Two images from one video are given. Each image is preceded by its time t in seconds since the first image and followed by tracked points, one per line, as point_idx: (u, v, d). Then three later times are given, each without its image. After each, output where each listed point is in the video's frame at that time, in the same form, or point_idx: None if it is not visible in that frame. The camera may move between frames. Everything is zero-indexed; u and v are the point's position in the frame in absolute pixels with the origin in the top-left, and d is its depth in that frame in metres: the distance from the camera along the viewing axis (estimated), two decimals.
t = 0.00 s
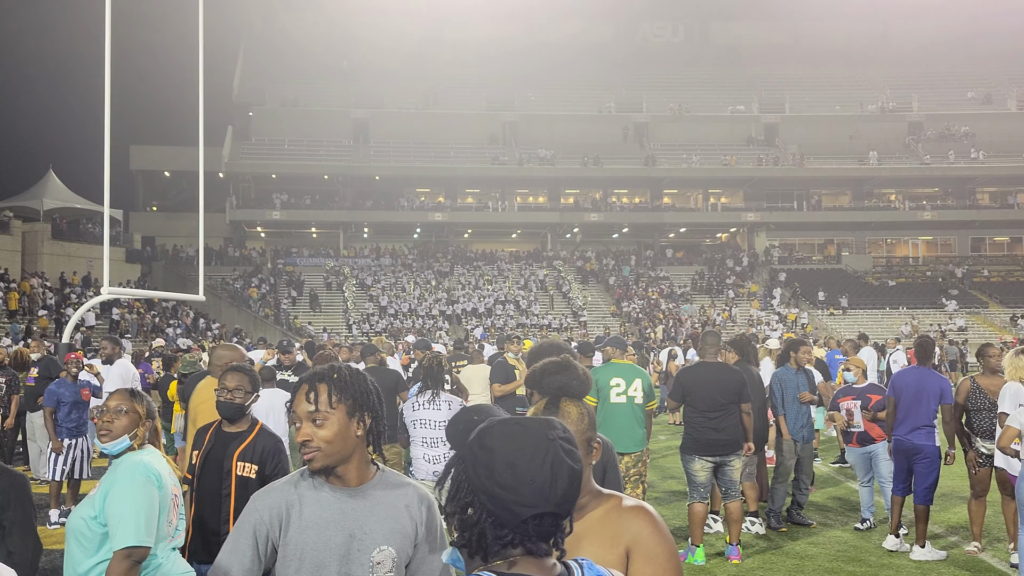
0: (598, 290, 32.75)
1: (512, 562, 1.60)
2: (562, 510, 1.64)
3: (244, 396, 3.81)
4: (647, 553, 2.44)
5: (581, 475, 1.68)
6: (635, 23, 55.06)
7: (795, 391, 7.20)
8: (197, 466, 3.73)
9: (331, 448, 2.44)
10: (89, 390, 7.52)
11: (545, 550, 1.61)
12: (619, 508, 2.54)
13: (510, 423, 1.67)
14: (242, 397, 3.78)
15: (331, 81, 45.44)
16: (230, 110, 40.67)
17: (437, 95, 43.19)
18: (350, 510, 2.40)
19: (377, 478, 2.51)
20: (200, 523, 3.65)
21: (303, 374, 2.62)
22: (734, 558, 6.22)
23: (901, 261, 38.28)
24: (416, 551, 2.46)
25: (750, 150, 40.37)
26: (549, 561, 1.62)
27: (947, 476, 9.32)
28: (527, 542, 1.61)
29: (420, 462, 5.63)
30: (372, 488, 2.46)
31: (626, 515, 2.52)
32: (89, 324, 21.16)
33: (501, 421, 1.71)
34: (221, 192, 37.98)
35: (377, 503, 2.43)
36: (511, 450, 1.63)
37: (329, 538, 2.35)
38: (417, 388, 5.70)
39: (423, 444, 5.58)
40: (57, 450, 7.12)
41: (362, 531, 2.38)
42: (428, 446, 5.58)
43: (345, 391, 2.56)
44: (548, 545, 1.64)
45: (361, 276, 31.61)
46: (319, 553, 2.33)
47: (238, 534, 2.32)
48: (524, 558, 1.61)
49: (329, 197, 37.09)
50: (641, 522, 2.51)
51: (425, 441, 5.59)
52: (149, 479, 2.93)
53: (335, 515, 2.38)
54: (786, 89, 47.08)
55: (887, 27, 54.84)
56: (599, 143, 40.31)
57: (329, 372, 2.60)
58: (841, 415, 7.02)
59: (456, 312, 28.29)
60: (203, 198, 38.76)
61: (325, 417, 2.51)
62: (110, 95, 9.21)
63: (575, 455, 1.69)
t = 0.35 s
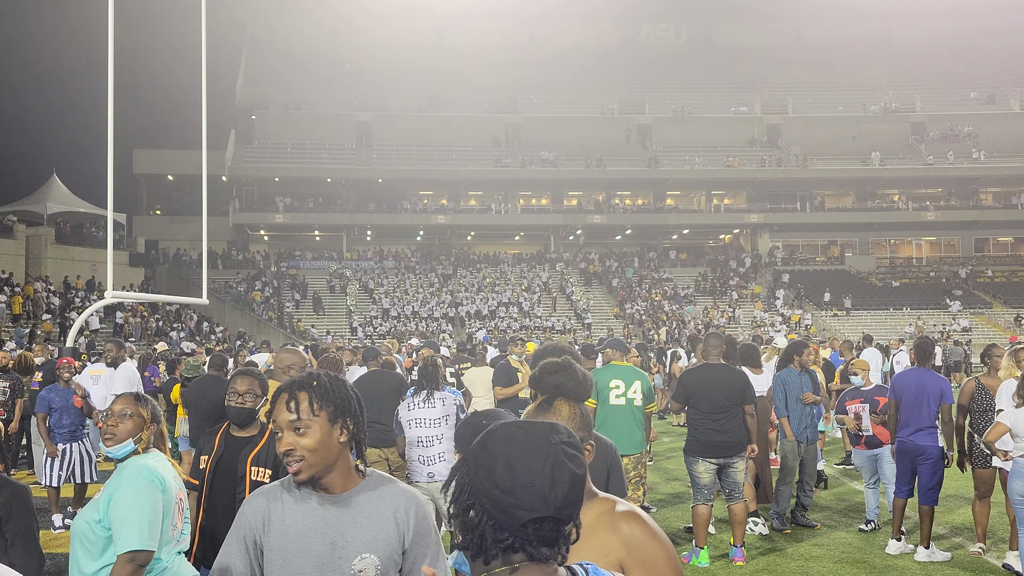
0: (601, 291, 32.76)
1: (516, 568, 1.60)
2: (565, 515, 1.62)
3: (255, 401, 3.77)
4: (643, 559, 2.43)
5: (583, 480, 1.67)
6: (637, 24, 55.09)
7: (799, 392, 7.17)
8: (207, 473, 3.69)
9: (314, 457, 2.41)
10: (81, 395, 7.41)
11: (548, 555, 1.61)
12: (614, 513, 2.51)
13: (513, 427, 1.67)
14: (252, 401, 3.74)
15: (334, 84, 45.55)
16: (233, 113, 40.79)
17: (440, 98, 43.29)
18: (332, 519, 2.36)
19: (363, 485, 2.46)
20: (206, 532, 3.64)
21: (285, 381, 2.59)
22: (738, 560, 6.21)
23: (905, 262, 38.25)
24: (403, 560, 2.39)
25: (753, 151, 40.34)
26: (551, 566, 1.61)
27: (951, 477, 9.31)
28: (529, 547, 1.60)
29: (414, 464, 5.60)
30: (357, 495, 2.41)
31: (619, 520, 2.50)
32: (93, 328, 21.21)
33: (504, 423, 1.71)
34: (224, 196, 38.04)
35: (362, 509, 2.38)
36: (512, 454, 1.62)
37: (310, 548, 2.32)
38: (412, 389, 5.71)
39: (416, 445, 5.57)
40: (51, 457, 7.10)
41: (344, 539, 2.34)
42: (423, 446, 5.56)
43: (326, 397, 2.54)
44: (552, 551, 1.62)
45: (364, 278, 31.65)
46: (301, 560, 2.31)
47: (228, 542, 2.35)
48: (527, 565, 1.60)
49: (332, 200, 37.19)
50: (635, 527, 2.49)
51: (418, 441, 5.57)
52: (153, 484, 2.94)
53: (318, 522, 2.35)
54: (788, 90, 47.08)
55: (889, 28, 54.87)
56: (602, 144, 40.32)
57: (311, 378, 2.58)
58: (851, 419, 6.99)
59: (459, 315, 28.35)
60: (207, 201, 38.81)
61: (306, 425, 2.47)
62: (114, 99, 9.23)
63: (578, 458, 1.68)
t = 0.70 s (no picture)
0: (603, 293, 32.75)
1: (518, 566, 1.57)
2: (565, 509, 1.59)
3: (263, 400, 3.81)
4: (646, 557, 2.38)
5: (586, 474, 1.65)
6: (639, 26, 55.08)
7: (802, 395, 7.16)
8: (214, 475, 3.68)
9: (286, 462, 2.39)
10: (77, 398, 7.30)
11: (548, 553, 1.58)
12: (617, 510, 2.46)
13: (516, 421, 1.68)
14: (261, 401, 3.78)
15: (336, 86, 45.63)
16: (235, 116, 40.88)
17: (442, 99, 43.35)
18: (301, 516, 2.37)
19: (338, 486, 2.42)
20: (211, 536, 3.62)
21: (270, 382, 2.56)
22: (741, 561, 6.21)
23: (908, 263, 38.20)
24: (373, 562, 2.36)
25: (755, 151, 40.32)
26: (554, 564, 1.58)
27: (954, 477, 9.30)
28: (530, 543, 1.57)
29: (415, 466, 5.59)
30: (327, 494, 2.40)
31: (623, 515, 2.45)
32: (97, 330, 21.29)
33: (509, 420, 1.70)
34: (226, 198, 38.10)
35: (330, 508, 2.36)
36: (516, 449, 1.61)
37: (277, 542, 2.35)
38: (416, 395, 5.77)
39: (416, 446, 5.57)
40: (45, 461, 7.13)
41: (309, 535, 2.34)
42: (423, 448, 5.57)
43: (309, 405, 2.49)
44: (552, 548, 1.60)
45: (366, 280, 31.68)
46: (267, 554, 2.35)
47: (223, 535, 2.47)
48: (529, 564, 1.57)
49: (334, 202, 37.26)
50: (639, 523, 2.44)
51: (419, 443, 5.58)
52: (157, 485, 2.95)
53: (286, 518, 2.37)
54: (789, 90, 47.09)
55: (891, 29, 54.85)
56: (604, 146, 40.31)
57: (295, 384, 2.53)
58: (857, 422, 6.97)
59: (462, 316, 28.39)
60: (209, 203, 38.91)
61: (284, 431, 2.44)
62: (116, 101, 9.27)
63: (581, 454, 1.66)
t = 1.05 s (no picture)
0: (602, 292, 32.76)
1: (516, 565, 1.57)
2: (562, 506, 1.60)
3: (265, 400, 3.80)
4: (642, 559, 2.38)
5: (579, 471, 1.66)
6: (638, 25, 55.04)
7: (801, 395, 7.16)
8: (214, 474, 3.67)
9: (267, 459, 2.39)
10: (76, 400, 7.29)
11: (545, 550, 1.58)
12: (614, 514, 2.46)
13: (507, 420, 1.66)
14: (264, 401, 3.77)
15: (335, 85, 45.59)
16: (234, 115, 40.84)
17: (441, 99, 43.32)
18: (290, 514, 2.38)
19: (323, 484, 2.42)
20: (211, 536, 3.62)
21: (248, 383, 2.56)
22: (740, 560, 6.22)
23: (906, 261, 38.27)
24: (362, 558, 2.36)
25: (755, 150, 40.33)
26: (550, 563, 1.60)
27: (953, 476, 9.31)
28: (528, 538, 1.58)
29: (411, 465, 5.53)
30: (316, 492, 2.40)
31: (621, 519, 2.45)
32: (95, 330, 21.28)
33: (502, 419, 1.70)
34: (225, 197, 38.09)
35: (320, 508, 2.37)
36: (509, 446, 1.61)
37: (270, 541, 2.37)
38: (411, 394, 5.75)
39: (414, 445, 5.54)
40: (45, 462, 7.17)
41: (301, 534, 2.35)
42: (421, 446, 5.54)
43: (284, 400, 2.48)
44: (549, 543, 1.61)
45: (365, 279, 31.69)
46: (263, 555, 2.36)
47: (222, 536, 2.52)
48: (527, 560, 1.58)
49: (333, 202, 37.24)
50: (636, 525, 2.44)
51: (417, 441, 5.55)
52: (154, 486, 2.94)
53: (279, 518, 2.38)
54: (788, 89, 47.15)
55: (890, 28, 54.87)
56: (604, 145, 40.30)
57: (269, 382, 2.53)
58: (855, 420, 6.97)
59: (461, 316, 28.39)
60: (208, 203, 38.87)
61: (261, 427, 2.43)
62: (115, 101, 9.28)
63: (574, 450, 1.67)
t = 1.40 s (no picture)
0: (603, 290, 32.75)
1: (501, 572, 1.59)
2: (547, 507, 1.61)
3: (266, 398, 3.79)
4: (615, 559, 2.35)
5: (562, 471, 1.65)
6: (638, 22, 54.93)
7: (802, 392, 7.16)
8: (219, 471, 3.69)
9: (323, 453, 2.49)
10: (82, 396, 7.29)
11: (533, 548, 1.60)
12: (585, 513, 2.45)
13: (490, 423, 1.62)
14: (264, 399, 3.77)
15: (335, 83, 45.55)
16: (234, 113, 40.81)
17: (441, 97, 43.27)
18: (338, 509, 2.46)
19: (374, 481, 2.54)
20: (215, 534, 3.65)
21: (311, 379, 2.68)
22: (741, 557, 6.22)
23: (907, 258, 38.21)
24: (405, 555, 2.47)
25: (755, 147, 40.27)
26: (539, 560, 1.62)
27: (954, 473, 9.31)
28: (514, 542, 1.59)
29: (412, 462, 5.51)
30: (366, 490, 2.50)
31: (594, 518, 2.44)
32: (96, 328, 21.28)
33: (487, 420, 1.67)
34: (226, 195, 38.09)
35: (367, 504, 2.46)
36: (492, 451, 1.58)
37: (316, 535, 2.43)
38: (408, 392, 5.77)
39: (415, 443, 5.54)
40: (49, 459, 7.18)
41: (349, 530, 2.43)
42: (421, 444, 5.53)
43: (346, 398, 2.60)
44: (537, 542, 1.62)
45: (366, 277, 31.67)
46: (309, 549, 2.43)
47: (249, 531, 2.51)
48: (512, 558, 1.60)
49: (333, 199, 37.22)
50: (609, 525, 2.43)
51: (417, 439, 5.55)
52: (156, 483, 2.95)
53: (325, 512, 2.45)
54: (789, 86, 47.08)
55: (891, 25, 54.77)
56: (604, 142, 40.25)
57: (332, 381, 2.64)
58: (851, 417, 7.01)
59: (462, 313, 28.36)
60: (208, 201, 38.81)
61: (322, 421, 2.55)
62: (115, 99, 9.27)
63: (555, 449, 1.65)
